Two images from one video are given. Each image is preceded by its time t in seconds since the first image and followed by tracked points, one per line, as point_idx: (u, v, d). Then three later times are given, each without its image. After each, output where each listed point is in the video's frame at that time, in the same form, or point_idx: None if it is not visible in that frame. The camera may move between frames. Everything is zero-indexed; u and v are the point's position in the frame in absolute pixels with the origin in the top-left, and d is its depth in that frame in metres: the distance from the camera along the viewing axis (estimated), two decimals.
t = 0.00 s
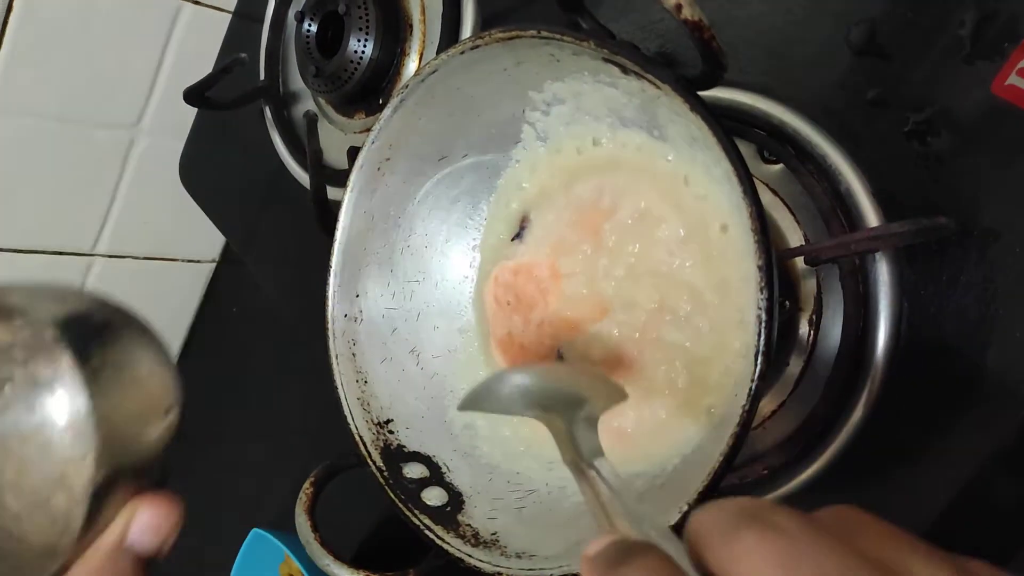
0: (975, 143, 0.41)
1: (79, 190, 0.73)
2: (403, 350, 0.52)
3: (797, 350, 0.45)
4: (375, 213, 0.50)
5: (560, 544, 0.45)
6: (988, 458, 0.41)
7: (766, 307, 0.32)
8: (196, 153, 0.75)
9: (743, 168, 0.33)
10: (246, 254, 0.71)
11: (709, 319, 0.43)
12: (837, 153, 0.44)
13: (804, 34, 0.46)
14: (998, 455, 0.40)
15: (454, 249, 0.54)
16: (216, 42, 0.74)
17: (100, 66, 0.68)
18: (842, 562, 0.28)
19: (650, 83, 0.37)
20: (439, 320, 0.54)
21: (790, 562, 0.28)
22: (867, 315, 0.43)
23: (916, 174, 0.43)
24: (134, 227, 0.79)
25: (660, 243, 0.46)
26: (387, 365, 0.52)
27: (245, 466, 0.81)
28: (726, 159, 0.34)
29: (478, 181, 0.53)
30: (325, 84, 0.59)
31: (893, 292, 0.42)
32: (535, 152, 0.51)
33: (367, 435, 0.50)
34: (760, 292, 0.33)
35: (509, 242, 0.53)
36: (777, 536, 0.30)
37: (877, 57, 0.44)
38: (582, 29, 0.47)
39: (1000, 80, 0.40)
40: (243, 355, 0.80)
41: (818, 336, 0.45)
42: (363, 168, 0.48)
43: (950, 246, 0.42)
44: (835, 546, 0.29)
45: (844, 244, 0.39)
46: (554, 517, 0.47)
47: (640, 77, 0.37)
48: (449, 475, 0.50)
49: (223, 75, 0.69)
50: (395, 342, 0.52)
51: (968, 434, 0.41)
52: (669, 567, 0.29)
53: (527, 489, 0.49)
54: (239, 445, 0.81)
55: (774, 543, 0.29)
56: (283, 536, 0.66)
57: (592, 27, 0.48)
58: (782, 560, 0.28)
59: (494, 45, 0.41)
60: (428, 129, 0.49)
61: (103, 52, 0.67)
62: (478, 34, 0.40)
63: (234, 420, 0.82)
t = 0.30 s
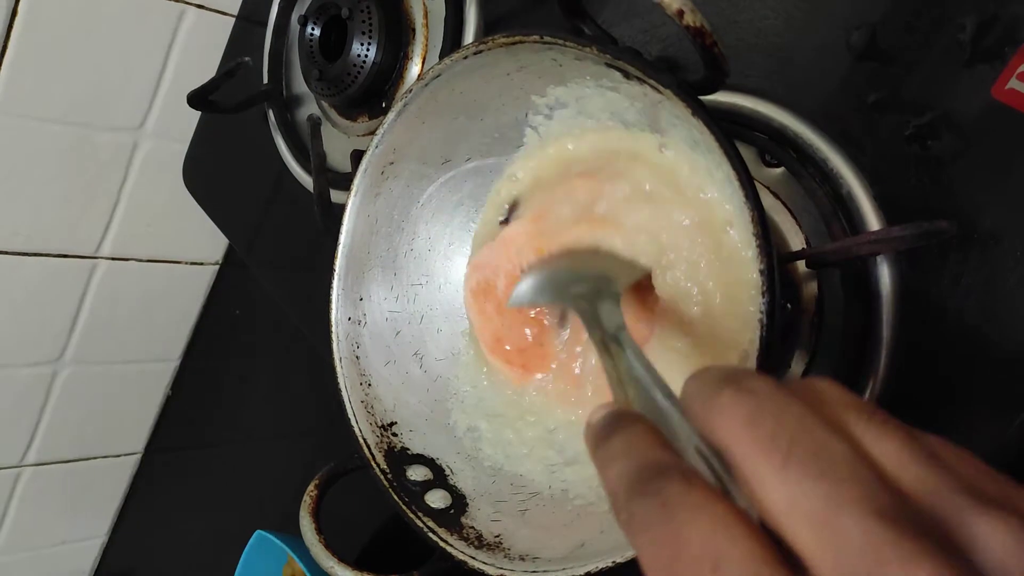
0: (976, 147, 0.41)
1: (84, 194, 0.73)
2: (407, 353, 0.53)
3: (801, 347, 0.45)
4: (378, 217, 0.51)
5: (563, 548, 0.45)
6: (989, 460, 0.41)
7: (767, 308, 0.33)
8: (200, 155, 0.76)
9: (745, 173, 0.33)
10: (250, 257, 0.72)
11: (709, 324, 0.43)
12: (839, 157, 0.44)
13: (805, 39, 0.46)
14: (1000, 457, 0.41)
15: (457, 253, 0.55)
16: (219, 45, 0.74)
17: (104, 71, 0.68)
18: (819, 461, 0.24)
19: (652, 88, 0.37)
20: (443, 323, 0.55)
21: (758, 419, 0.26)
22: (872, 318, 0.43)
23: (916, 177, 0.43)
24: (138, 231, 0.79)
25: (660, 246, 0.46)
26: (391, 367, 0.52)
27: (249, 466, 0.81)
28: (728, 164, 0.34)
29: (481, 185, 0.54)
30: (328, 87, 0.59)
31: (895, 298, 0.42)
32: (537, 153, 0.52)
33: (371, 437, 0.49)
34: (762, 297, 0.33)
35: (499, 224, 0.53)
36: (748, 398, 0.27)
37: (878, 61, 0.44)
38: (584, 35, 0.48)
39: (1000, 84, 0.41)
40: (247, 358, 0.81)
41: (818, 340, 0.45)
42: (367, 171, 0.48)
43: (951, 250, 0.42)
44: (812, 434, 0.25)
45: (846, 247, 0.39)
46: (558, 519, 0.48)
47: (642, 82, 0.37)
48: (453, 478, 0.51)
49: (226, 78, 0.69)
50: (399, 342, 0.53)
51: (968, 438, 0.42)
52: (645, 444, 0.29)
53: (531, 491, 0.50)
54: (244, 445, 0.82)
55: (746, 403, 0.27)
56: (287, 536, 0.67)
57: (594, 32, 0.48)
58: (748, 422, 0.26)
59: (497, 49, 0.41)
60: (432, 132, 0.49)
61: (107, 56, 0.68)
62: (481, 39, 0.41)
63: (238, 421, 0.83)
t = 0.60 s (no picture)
0: (975, 150, 0.41)
1: (84, 196, 0.73)
2: (406, 357, 0.53)
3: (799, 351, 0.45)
4: (378, 220, 0.51)
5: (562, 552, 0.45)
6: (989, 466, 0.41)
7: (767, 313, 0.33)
8: (200, 158, 0.76)
9: (744, 179, 0.33)
10: (250, 260, 0.72)
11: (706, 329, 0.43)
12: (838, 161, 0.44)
13: (804, 43, 0.46)
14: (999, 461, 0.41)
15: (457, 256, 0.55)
16: (220, 49, 0.74)
17: (104, 74, 0.68)
18: (721, 435, 0.24)
19: (651, 92, 0.37)
20: (443, 327, 0.55)
21: (674, 398, 0.25)
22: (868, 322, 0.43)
23: (914, 180, 0.43)
24: (139, 234, 0.79)
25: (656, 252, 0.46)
26: (390, 371, 0.52)
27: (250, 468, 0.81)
28: (728, 169, 0.34)
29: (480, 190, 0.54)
30: (329, 91, 0.59)
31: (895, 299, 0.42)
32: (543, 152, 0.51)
33: (370, 441, 0.49)
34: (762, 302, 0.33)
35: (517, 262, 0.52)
36: (670, 380, 0.26)
37: (877, 65, 0.44)
38: (584, 40, 0.48)
39: (999, 88, 0.40)
40: (248, 360, 0.81)
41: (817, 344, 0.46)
42: (367, 175, 0.48)
43: (950, 254, 0.42)
44: (726, 412, 0.24)
45: (846, 253, 0.39)
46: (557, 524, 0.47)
47: (642, 87, 0.38)
48: (452, 483, 0.51)
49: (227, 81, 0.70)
50: (399, 346, 0.53)
51: (968, 444, 0.42)
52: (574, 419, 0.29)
53: (530, 496, 0.49)
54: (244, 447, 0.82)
55: (665, 385, 0.26)
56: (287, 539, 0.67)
57: (593, 36, 0.48)
58: (668, 401, 0.25)
59: (497, 54, 0.41)
60: (431, 137, 0.49)
61: (107, 59, 0.68)
62: (481, 43, 0.41)
63: (238, 424, 0.83)
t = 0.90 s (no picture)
0: (974, 150, 0.41)
1: (83, 196, 0.73)
2: (405, 357, 0.53)
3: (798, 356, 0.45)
4: (377, 221, 0.51)
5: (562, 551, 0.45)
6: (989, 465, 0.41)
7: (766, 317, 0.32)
8: (200, 158, 0.76)
9: (742, 180, 0.33)
10: (250, 260, 0.72)
11: (704, 329, 0.43)
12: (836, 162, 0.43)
13: (803, 43, 0.46)
14: (999, 460, 0.41)
15: (456, 257, 0.55)
16: (219, 48, 0.74)
17: (103, 75, 0.68)
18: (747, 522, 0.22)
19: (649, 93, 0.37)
20: (441, 326, 0.55)
21: (686, 486, 0.24)
22: (868, 322, 0.43)
23: (914, 181, 0.43)
24: (138, 234, 0.79)
25: (652, 255, 0.46)
26: (389, 371, 0.52)
27: (250, 467, 0.81)
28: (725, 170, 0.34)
29: (479, 190, 0.54)
30: (328, 91, 0.59)
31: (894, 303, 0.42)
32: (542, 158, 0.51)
33: (368, 440, 0.50)
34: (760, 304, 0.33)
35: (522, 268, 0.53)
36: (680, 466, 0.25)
37: (875, 66, 0.44)
38: (583, 41, 0.48)
39: (999, 88, 0.40)
40: (248, 359, 0.81)
41: (816, 344, 0.45)
42: (365, 176, 0.48)
43: (949, 254, 0.42)
44: (744, 501, 0.23)
45: (844, 254, 0.39)
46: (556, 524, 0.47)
47: (640, 88, 0.38)
48: (451, 483, 0.51)
49: (226, 81, 0.70)
50: (398, 346, 0.53)
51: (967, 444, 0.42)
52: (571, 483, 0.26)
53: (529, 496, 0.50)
54: (244, 446, 0.82)
55: (675, 468, 0.24)
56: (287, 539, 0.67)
57: (592, 36, 0.48)
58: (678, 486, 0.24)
59: (495, 54, 0.41)
60: (429, 137, 0.49)
61: (107, 59, 0.68)
62: (479, 43, 0.41)
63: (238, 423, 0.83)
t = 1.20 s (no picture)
0: (974, 147, 0.41)
1: (83, 195, 0.73)
2: (404, 352, 0.53)
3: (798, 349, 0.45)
4: (375, 216, 0.51)
5: (562, 548, 0.45)
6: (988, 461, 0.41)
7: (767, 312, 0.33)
8: (200, 155, 0.76)
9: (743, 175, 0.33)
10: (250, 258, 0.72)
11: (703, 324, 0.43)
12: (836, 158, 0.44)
13: (803, 38, 0.46)
14: (999, 455, 0.41)
15: (456, 253, 0.55)
16: (218, 45, 0.74)
17: (103, 73, 0.68)
18: (842, 489, 0.22)
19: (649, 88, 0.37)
20: (440, 323, 0.55)
21: (788, 435, 0.23)
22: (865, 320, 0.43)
23: (913, 178, 0.43)
24: (138, 232, 0.80)
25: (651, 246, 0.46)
26: (388, 367, 0.52)
27: (250, 464, 0.81)
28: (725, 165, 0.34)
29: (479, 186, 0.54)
30: (328, 88, 0.59)
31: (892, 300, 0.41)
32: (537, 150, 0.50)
33: (367, 437, 0.49)
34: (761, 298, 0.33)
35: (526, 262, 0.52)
36: (781, 403, 0.24)
37: (875, 63, 0.44)
38: (586, 37, 0.48)
39: (998, 85, 0.40)
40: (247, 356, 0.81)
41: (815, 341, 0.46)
42: (365, 171, 0.48)
43: (948, 251, 0.42)
44: (845, 458, 0.22)
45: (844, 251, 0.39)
46: (555, 520, 0.48)
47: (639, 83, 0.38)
48: (450, 479, 0.51)
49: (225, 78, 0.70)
50: (395, 342, 0.53)
51: (968, 439, 0.42)
52: (664, 408, 0.26)
53: (528, 492, 0.50)
54: (243, 444, 0.82)
55: (779, 403, 0.24)
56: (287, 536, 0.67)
57: (593, 33, 0.48)
58: (777, 431, 0.23)
59: (495, 50, 0.41)
60: (429, 133, 0.49)
61: (107, 56, 0.68)
62: (480, 39, 0.41)
63: (238, 421, 0.83)
